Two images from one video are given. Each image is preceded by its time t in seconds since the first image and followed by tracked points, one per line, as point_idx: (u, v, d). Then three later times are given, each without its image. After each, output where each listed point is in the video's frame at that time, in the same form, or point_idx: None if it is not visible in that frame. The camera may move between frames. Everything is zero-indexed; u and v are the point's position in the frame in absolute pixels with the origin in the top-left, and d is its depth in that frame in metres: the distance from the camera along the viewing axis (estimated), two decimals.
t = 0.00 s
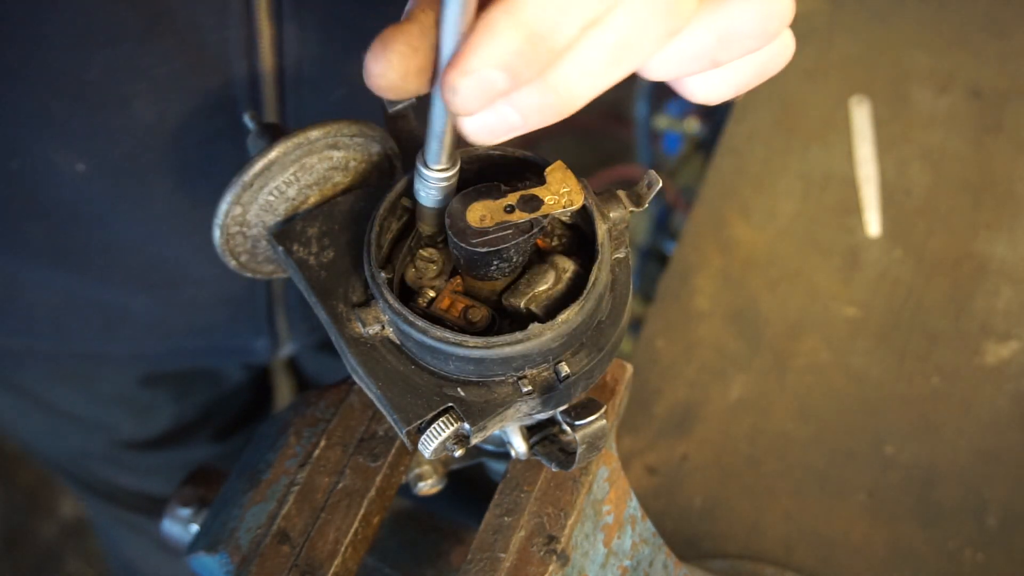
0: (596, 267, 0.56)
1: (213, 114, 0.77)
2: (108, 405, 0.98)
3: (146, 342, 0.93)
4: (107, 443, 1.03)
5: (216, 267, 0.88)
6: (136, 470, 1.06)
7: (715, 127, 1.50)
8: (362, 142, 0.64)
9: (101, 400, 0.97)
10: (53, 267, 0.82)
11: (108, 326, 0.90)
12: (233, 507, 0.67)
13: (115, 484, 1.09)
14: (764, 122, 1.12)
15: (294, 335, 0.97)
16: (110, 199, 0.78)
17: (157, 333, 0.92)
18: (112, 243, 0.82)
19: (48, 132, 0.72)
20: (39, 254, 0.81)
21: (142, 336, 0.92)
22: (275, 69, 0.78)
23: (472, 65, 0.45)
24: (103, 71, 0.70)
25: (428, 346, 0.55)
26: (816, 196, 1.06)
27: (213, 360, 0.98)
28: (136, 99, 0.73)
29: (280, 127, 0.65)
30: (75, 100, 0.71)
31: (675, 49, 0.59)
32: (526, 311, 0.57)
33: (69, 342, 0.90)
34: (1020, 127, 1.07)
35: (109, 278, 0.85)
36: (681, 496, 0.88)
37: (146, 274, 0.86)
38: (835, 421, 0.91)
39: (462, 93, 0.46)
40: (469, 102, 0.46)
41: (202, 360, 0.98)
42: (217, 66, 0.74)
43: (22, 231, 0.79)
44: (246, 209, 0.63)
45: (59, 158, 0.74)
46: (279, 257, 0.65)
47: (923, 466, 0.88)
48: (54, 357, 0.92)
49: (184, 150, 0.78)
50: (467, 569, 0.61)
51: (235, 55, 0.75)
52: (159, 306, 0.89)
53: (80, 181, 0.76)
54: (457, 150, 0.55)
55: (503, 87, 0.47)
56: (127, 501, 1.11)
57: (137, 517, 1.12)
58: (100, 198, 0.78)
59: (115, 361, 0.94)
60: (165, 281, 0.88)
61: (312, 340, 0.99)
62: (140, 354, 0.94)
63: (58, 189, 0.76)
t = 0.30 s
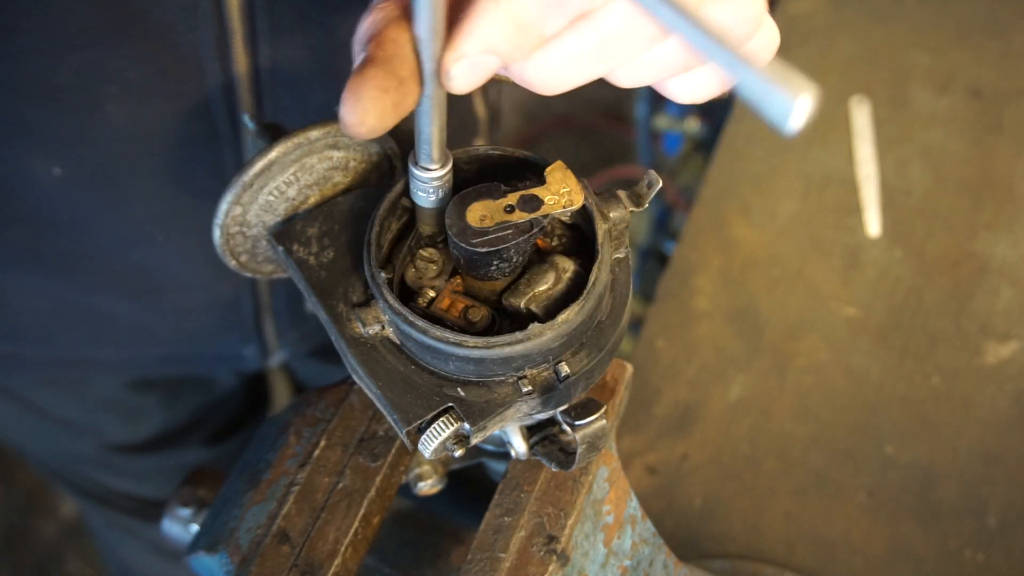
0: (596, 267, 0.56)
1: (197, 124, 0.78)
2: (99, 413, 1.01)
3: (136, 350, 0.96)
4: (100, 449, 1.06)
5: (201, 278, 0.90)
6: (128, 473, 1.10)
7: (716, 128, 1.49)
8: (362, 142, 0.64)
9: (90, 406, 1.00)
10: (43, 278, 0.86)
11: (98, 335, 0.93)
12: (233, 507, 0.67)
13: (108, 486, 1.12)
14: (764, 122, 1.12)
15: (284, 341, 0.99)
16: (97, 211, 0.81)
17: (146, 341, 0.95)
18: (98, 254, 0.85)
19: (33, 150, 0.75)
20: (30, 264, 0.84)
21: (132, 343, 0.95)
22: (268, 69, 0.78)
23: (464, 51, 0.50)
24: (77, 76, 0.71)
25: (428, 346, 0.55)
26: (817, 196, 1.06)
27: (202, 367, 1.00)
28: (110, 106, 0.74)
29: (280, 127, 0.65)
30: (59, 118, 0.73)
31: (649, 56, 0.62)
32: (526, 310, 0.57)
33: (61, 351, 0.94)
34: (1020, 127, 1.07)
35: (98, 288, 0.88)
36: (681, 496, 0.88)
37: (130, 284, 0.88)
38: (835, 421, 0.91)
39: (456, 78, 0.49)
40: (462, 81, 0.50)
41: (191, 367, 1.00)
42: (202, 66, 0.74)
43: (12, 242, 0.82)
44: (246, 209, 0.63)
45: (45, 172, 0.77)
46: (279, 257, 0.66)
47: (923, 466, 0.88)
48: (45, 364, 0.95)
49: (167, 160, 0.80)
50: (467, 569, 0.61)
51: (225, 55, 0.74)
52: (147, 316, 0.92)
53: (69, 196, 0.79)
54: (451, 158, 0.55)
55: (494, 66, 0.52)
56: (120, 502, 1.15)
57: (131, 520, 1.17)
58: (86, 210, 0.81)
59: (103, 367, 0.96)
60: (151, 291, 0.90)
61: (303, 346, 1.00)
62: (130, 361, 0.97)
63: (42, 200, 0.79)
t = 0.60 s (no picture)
0: (596, 268, 0.56)
1: (197, 124, 0.78)
2: (99, 413, 1.01)
3: (137, 350, 0.96)
4: (101, 449, 1.06)
5: (204, 278, 0.90)
6: (128, 472, 1.10)
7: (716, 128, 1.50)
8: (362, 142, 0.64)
9: (87, 406, 1.00)
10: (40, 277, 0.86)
11: (97, 335, 0.93)
12: (233, 507, 0.68)
13: (107, 486, 1.13)
14: (764, 123, 1.12)
15: (290, 342, 0.99)
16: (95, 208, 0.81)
17: (147, 341, 0.95)
18: (99, 254, 0.85)
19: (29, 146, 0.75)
20: (27, 261, 0.84)
21: (133, 344, 0.95)
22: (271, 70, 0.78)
23: (392, 111, 0.43)
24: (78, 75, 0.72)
25: (428, 346, 0.55)
26: (817, 196, 1.06)
27: (204, 367, 1.01)
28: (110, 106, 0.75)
29: (281, 127, 0.65)
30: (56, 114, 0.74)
31: (650, 103, 0.49)
32: (526, 310, 0.57)
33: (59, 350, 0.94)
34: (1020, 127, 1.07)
35: (99, 288, 0.88)
36: (682, 495, 0.88)
37: (130, 284, 0.89)
38: (835, 421, 0.91)
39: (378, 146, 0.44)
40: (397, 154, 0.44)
41: (193, 367, 1.00)
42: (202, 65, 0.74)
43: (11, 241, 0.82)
44: (246, 209, 0.63)
45: (41, 168, 0.77)
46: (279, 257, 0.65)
47: (923, 466, 0.88)
48: (44, 364, 0.95)
49: (168, 159, 0.79)
50: (467, 569, 0.61)
51: (225, 55, 0.74)
52: (147, 315, 0.92)
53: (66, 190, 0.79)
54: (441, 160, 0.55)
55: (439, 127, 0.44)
56: (120, 502, 1.15)
57: (131, 520, 1.17)
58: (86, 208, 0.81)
59: (104, 367, 0.96)
60: (151, 290, 0.90)
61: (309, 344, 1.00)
62: (130, 361, 0.97)
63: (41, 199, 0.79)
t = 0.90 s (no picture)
0: (596, 267, 0.56)
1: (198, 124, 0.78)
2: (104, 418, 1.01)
3: (141, 354, 0.96)
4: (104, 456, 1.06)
5: (208, 281, 0.91)
6: (129, 476, 1.10)
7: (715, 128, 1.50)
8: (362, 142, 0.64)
9: (94, 411, 1.00)
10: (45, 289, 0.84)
11: (102, 342, 0.93)
12: (233, 507, 0.68)
13: (107, 491, 1.12)
14: (764, 123, 1.12)
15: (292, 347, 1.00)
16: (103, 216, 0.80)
17: (151, 346, 0.95)
18: (106, 261, 0.84)
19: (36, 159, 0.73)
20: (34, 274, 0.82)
21: (137, 349, 0.95)
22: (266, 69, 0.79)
23: (390, 109, 0.45)
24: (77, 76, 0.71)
25: (428, 346, 0.55)
26: (817, 196, 1.06)
27: (206, 371, 1.02)
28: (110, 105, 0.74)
29: (281, 127, 0.65)
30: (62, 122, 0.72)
31: (604, 102, 0.56)
32: (525, 310, 0.57)
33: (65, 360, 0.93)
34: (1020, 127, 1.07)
35: (102, 294, 0.87)
36: (682, 496, 0.88)
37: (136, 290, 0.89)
38: (835, 421, 0.91)
39: (382, 138, 0.47)
40: (392, 143, 0.47)
41: (195, 372, 1.01)
42: (201, 65, 0.74)
43: (14, 253, 0.80)
44: (246, 209, 0.63)
45: (48, 180, 0.75)
46: (279, 257, 0.66)
47: (923, 466, 0.88)
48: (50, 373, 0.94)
49: (171, 159, 0.80)
50: (466, 569, 0.61)
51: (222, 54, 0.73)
52: (152, 320, 0.92)
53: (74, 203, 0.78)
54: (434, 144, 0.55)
55: (423, 128, 0.47)
56: (119, 507, 1.15)
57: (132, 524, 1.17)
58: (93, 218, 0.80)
59: (109, 372, 0.96)
60: (157, 295, 0.90)
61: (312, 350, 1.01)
62: (136, 367, 0.97)
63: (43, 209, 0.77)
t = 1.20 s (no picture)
0: (596, 267, 0.56)
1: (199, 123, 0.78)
2: (98, 423, 1.00)
3: (135, 355, 0.95)
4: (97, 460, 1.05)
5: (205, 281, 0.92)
6: (122, 480, 1.08)
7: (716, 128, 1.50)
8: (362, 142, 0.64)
9: (88, 413, 0.99)
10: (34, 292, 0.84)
11: (95, 344, 0.92)
12: (233, 508, 0.68)
13: (99, 495, 1.11)
14: (764, 123, 1.12)
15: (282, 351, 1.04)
16: (94, 213, 0.80)
17: (143, 346, 0.95)
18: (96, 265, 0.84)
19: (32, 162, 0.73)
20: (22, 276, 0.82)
21: (133, 350, 0.95)
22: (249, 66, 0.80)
23: (375, 105, 0.46)
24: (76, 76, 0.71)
25: (428, 346, 0.55)
26: (817, 196, 1.06)
27: (199, 372, 1.01)
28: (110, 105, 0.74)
29: (281, 127, 0.65)
30: (64, 124, 0.73)
31: (547, 95, 0.59)
32: (525, 310, 0.57)
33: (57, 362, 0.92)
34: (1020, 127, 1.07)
35: (93, 295, 0.87)
36: (681, 496, 0.88)
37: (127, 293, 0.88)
38: (835, 421, 0.91)
39: (370, 134, 0.47)
40: (381, 139, 0.48)
41: (186, 376, 1.01)
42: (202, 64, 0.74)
43: (6, 250, 0.79)
44: (246, 209, 0.63)
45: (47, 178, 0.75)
46: (280, 257, 0.66)
47: (923, 466, 0.88)
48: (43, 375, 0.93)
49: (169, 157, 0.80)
50: (466, 569, 0.61)
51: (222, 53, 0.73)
52: (144, 320, 0.92)
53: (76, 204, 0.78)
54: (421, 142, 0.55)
55: (411, 124, 0.47)
56: (111, 511, 1.14)
57: (125, 528, 1.16)
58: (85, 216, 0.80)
59: (103, 375, 0.95)
60: (151, 294, 0.90)
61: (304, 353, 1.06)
62: (129, 369, 0.97)
63: (28, 208, 0.76)
